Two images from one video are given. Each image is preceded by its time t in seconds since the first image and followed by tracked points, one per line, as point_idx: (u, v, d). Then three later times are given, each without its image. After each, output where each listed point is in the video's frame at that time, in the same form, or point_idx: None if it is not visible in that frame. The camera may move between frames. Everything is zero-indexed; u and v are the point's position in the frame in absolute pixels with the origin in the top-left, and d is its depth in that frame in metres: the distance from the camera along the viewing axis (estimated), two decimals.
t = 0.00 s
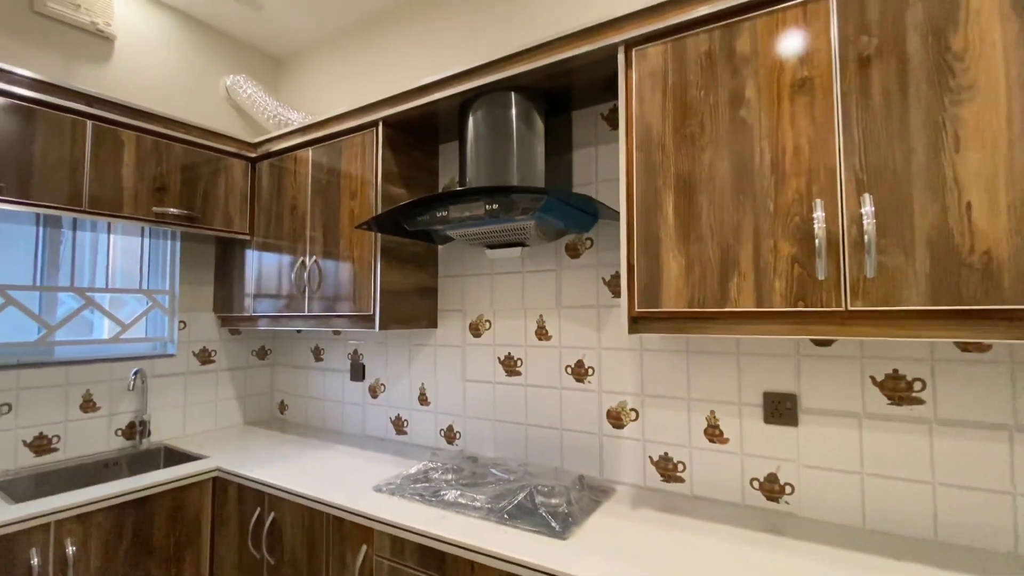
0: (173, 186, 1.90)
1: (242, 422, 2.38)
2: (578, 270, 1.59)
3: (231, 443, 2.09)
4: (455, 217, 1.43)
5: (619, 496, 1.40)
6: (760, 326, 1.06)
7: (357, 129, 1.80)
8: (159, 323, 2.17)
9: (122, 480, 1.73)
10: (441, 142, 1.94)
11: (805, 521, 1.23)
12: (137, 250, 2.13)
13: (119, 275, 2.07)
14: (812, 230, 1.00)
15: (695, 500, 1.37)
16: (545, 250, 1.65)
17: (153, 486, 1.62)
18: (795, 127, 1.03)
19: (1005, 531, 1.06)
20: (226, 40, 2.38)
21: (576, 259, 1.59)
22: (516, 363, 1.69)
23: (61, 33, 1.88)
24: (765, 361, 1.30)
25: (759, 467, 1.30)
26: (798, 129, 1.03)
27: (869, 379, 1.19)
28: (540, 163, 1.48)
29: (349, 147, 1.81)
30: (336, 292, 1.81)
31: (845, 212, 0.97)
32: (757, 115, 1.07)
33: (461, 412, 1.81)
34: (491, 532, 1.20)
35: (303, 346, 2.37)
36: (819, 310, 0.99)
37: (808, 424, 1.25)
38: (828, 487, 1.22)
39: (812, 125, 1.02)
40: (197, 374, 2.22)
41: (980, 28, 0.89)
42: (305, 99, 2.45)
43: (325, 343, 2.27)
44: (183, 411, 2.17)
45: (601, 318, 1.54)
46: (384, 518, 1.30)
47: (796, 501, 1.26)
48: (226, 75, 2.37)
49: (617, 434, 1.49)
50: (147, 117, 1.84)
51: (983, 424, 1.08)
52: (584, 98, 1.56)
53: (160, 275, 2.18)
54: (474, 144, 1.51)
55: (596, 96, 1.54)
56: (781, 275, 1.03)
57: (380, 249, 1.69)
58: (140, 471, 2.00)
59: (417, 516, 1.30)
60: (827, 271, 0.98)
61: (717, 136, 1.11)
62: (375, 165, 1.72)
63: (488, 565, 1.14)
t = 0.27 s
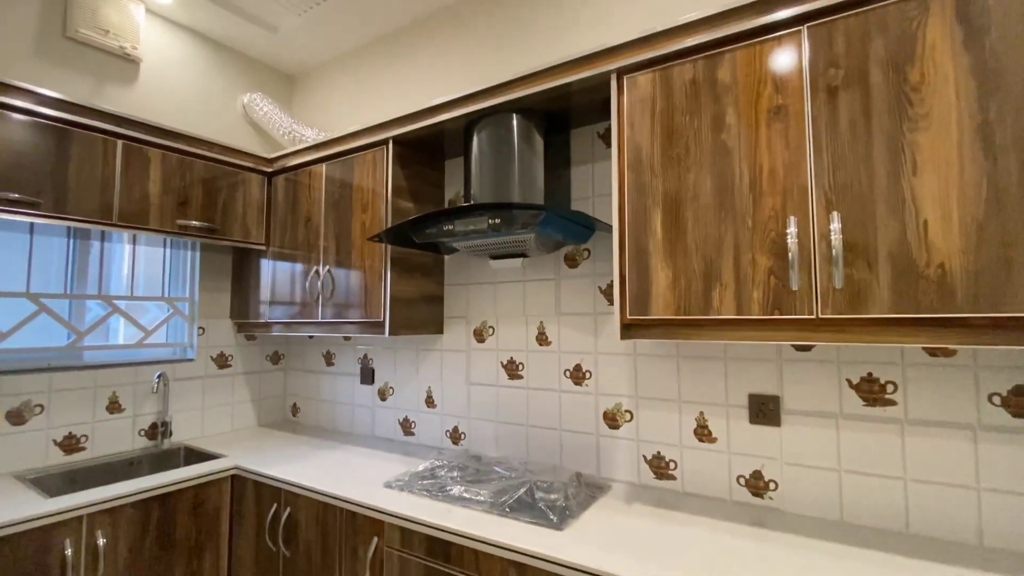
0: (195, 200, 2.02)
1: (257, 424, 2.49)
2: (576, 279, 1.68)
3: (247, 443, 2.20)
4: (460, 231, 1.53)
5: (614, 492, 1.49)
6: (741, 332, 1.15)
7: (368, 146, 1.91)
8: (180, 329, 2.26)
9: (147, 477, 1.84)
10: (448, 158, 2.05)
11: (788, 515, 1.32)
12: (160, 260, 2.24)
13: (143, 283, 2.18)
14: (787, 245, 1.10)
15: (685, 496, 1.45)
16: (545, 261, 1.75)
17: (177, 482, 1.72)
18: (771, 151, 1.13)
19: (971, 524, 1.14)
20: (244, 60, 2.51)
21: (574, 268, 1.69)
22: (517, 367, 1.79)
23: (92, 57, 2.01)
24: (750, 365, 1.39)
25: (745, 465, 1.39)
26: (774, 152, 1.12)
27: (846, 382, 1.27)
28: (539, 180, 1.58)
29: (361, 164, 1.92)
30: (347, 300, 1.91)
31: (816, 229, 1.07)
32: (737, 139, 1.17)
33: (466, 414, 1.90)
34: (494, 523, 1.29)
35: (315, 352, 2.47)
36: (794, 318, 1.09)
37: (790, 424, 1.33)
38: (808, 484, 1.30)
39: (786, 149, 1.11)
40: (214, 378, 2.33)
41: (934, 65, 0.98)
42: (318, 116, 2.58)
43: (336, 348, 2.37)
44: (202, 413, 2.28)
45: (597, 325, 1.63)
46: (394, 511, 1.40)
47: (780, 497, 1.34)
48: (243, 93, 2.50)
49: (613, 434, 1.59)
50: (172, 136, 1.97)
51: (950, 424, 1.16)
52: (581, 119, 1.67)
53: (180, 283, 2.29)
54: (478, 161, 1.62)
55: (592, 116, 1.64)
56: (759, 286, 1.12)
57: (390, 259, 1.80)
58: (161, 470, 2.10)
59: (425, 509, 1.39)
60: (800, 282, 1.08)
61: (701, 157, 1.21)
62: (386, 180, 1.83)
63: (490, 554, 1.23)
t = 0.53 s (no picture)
0: (219, 211, 2.14)
1: (273, 424, 2.60)
2: (578, 286, 1.78)
3: (265, 442, 2.31)
4: (468, 241, 1.64)
5: (613, 488, 1.58)
6: (729, 336, 1.24)
7: (382, 160, 2.02)
8: (202, 332, 2.39)
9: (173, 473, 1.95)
10: (456, 171, 2.16)
11: (777, 509, 1.40)
12: (184, 267, 2.36)
13: (168, 289, 2.30)
14: (770, 256, 1.19)
15: (680, 492, 1.54)
16: (549, 268, 1.85)
17: (202, 477, 1.83)
18: (756, 169, 1.22)
19: (946, 517, 1.21)
20: (263, 77, 2.64)
21: (576, 276, 1.78)
22: (522, 370, 1.88)
23: (124, 78, 2.14)
24: (741, 368, 1.48)
25: (736, 462, 1.47)
26: (758, 170, 1.22)
27: (830, 383, 1.36)
28: (543, 193, 1.68)
29: (375, 176, 2.03)
30: (361, 305, 2.02)
31: (796, 241, 1.16)
32: (724, 157, 1.26)
33: (473, 414, 2.00)
34: (499, 515, 1.39)
35: (329, 355, 2.58)
36: (776, 323, 1.17)
37: (779, 423, 1.41)
38: (796, 480, 1.38)
39: (769, 167, 1.20)
40: (234, 379, 2.45)
41: (902, 91, 1.07)
42: (333, 129, 2.70)
43: (350, 351, 2.48)
44: (222, 413, 2.40)
45: (598, 329, 1.72)
46: (406, 504, 1.50)
47: (769, 492, 1.42)
48: (262, 108, 2.63)
49: (613, 433, 1.67)
50: (198, 151, 2.09)
51: (927, 423, 1.24)
52: (582, 135, 1.76)
53: (203, 289, 2.41)
54: (486, 176, 1.72)
55: (593, 133, 1.74)
56: (744, 293, 1.21)
57: (402, 267, 1.90)
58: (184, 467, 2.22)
59: (435, 502, 1.49)
60: (782, 290, 1.17)
61: (691, 174, 1.30)
62: (398, 192, 1.94)
63: (496, 543, 1.32)
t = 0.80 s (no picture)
0: (238, 218, 2.24)
1: (288, 424, 2.69)
2: (582, 291, 1.85)
3: (281, 440, 2.39)
4: (476, 247, 1.71)
5: (615, 485, 1.64)
6: (724, 339, 1.30)
7: (394, 169, 2.11)
8: (220, 335, 2.49)
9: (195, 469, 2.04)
10: (465, 179, 2.24)
11: (772, 506, 1.45)
12: (204, 271, 2.46)
13: (189, 293, 2.40)
14: (763, 262, 1.25)
15: (680, 489, 1.60)
16: (554, 273, 1.92)
17: (223, 473, 1.92)
18: (749, 179, 1.28)
19: (934, 513, 1.27)
20: (279, 89, 2.75)
21: (580, 281, 1.85)
22: (528, 371, 1.95)
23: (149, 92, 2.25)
24: (738, 370, 1.54)
25: (734, 460, 1.53)
26: (751, 181, 1.28)
27: (823, 384, 1.41)
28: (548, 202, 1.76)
29: (387, 185, 2.11)
30: (374, 309, 2.10)
31: (787, 248, 1.22)
32: (719, 168, 1.33)
33: (481, 414, 2.07)
34: (506, 509, 1.46)
35: (342, 356, 2.67)
36: (769, 327, 1.23)
37: (774, 423, 1.47)
38: (790, 477, 1.44)
39: (762, 178, 1.27)
40: (251, 380, 2.54)
41: (886, 107, 1.13)
42: (346, 138, 2.79)
43: (362, 353, 2.56)
44: (240, 412, 2.49)
45: (601, 332, 1.79)
46: (418, 498, 1.57)
47: (765, 489, 1.48)
48: (278, 119, 2.73)
49: (615, 433, 1.74)
50: (219, 162, 2.19)
51: (916, 422, 1.29)
52: (586, 145, 1.84)
53: (222, 293, 2.50)
54: (493, 185, 1.80)
55: (596, 143, 1.81)
56: (739, 298, 1.27)
57: (413, 272, 1.99)
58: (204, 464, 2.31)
59: (445, 496, 1.56)
60: (774, 295, 1.23)
61: (688, 184, 1.37)
62: (410, 201, 2.02)
63: (503, 535, 1.39)
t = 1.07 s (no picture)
0: (257, 224, 2.33)
1: (303, 422, 2.78)
2: (587, 294, 1.91)
3: (297, 438, 2.48)
4: (485, 252, 1.78)
5: (619, 482, 1.70)
6: (722, 342, 1.36)
7: (405, 177, 2.19)
8: (239, 336, 2.59)
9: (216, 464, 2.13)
10: (474, 186, 2.31)
11: (770, 503, 1.50)
12: (224, 275, 2.56)
13: (209, 296, 2.49)
14: (758, 268, 1.30)
15: (681, 486, 1.65)
16: (559, 277, 1.98)
17: (243, 468, 2.01)
18: (745, 188, 1.34)
19: (926, 510, 1.31)
20: (295, 99, 2.85)
21: (585, 284, 1.91)
22: (535, 372, 2.02)
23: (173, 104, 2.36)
24: (737, 371, 1.59)
25: (733, 459, 1.58)
26: (747, 189, 1.33)
27: (819, 385, 1.46)
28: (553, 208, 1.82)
29: (399, 192, 2.20)
30: (386, 311, 2.18)
31: (782, 254, 1.27)
32: (717, 177, 1.38)
33: (490, 413, 2.14)
34: (513, 503, 1.53)
35: (355, 357, 2.75)
36: (764, 329, 1.29)
37: (772, 422, 1.52)
38: (788, 475, 1.49)
39: (757, 187, 1.32)
40: (268, 380, 2.63)
41: (875, 119, 1.18)
42: (359, 146, 2.88)
43: (374, 354, 2.65)
44: (257, 410, 2.58)
45: (605, 334, 1.85)
46: (428, 493, 1.64)
47: (763, 487, 1.53)
48: (294, 128, 2.83)
49: (619, 432, 1.79)
50: (239, 170, 2.28)
51: (909, 422, 1.34)
52: (591, 153, 1.90)
53: (241, 296, 2.60)
54: (501, 193, 1.87)
55: (600, 151, 1.88)
56: (735, 302, 1.33)
57: (424, 276, 2.06)
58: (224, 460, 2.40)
59: (455, 491, 1.63)
60: (769, 299, 1.28)
61: (687, 192, 1.42)
62: (420, 207, 2.10)
63: (510, 527, 1.46)
